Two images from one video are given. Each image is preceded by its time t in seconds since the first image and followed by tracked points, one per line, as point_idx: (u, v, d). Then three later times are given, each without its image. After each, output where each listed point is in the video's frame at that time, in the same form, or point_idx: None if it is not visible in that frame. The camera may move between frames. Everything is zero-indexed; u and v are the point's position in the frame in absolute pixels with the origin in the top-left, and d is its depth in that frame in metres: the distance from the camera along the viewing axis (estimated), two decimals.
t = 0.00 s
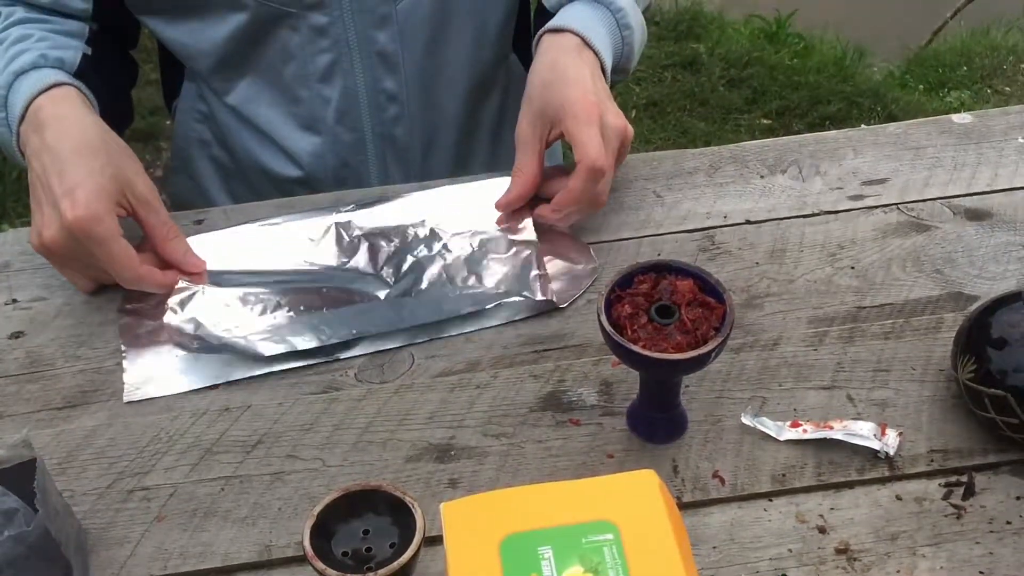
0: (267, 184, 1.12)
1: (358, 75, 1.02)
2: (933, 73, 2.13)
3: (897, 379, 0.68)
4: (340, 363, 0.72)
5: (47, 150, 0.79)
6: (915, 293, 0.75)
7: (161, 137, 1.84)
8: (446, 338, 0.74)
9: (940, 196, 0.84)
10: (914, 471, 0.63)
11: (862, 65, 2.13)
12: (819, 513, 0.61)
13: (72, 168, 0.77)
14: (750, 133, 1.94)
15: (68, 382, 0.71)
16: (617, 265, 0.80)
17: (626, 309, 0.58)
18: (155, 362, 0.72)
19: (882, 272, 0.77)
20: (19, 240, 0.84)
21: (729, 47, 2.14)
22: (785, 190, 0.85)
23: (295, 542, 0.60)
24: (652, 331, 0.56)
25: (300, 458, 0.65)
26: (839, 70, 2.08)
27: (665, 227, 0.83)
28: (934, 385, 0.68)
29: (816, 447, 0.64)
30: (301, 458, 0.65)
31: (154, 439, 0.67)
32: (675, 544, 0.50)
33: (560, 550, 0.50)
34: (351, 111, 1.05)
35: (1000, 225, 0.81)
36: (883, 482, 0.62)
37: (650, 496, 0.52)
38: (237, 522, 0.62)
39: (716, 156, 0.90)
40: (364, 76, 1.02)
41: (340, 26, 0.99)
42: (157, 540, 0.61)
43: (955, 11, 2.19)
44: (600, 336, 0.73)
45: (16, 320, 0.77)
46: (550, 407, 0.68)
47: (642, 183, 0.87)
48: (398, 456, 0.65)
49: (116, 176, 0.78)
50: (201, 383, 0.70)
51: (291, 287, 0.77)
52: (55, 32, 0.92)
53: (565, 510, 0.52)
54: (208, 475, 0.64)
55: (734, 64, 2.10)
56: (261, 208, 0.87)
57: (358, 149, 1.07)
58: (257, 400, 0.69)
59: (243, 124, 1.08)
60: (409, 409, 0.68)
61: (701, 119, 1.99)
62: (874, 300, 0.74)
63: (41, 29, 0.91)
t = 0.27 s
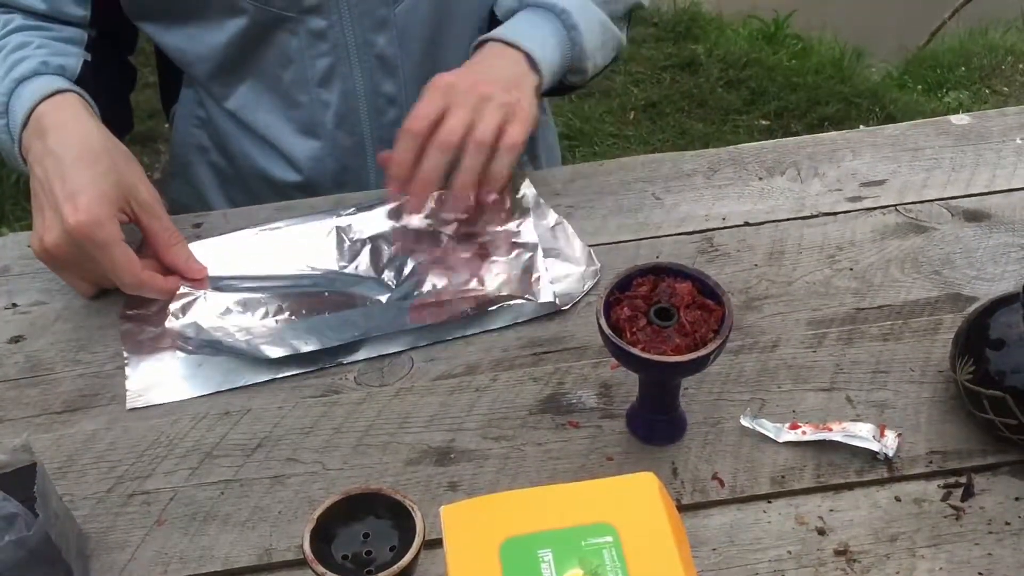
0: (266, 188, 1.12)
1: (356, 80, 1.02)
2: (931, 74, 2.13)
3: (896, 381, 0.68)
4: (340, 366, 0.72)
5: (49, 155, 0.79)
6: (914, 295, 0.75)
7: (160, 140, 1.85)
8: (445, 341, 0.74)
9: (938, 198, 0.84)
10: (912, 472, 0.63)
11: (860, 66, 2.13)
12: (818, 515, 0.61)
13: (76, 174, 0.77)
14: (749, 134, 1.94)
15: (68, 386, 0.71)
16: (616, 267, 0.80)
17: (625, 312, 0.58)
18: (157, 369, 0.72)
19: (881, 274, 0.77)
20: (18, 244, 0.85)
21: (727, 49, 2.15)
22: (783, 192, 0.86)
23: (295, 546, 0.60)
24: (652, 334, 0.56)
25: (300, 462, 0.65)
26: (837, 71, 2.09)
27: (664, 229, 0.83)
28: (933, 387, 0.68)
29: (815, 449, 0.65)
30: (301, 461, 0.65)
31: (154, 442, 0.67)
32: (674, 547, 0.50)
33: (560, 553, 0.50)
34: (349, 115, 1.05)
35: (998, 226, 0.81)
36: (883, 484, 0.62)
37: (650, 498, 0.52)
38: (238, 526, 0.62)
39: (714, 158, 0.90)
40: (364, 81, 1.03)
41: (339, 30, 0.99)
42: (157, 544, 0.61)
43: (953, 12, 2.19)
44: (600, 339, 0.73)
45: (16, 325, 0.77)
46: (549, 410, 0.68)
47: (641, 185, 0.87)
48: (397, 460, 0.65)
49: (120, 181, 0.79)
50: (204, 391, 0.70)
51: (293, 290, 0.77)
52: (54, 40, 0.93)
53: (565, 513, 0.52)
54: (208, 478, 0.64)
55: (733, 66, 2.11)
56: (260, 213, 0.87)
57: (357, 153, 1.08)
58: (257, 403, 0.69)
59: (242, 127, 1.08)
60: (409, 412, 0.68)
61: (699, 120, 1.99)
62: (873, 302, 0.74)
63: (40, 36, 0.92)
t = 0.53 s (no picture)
0: (264, 190, 1.12)
1: (353, 84, 1.03)
2: (929, 75, 2.13)
3: (893, 381, 0.68)
4: (337, 368, 0.72)
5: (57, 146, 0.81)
6: (910, 295, 0.75)
7: (158, 142, 1.85)
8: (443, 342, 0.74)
9: (934, 199, 0.84)
10: (909, 472, 0.63)
11: (858, 67, 2.13)
12: (815, 515, 0.61)
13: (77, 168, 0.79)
14: (747, 135, 1.95)
15: (66, 388, 0.71)
16: (613, 268, 0.80)
17: (622, 313, 0.58)
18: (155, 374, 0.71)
19: (877, 274, 0.77)
20: (16, 247, 0.85)
21: (725, 50, 2.15)
22: (779, 193, 0.86)
23: (292, 547, 0.60)
24: (648, 335, 0.57)
25: (296, 463, 0.65)
26: (835, 72, 2.09)
27: (661, 230, 0.83)
28: (929, 387, 0.68)
29: (812, 449, 0.65)
30: (298, 463, 0.65)
31: (151, 444, 0.67)
32: (671, 547, 0.50)
33: (557, 554, 0.50)
34: (346, 118, 1.05)
35: (994, 227, 0.81)
36: (879, 484, 0.62)
37: (646, 498, 0.52)
38: (235, 527, 0.62)
39: (711, 159, 0.90)
40: (360, 84, 1.03)
41: (335, 33, 0.99)
42: (154, 545, 0.61)
43: (951, 13, 2.19)
44: (597, 340, 0.73)
45: (13, 327, 0.77)
46: (546, 411, 0.68)
47: (637, 187, 0.88)
48: (394, 461, 0.65)
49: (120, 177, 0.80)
50: (203, 396, 0.70)
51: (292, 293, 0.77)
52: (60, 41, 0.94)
53: (561, 514, 0.52)
54: (205, 480, 0.64)
55: (730, 67, 2.11)
56: (257, 215, 0.87)
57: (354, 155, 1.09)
58: (254, 405, 0.69)
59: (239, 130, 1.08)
60: (406, 413, 0.68)
61: (697, 121, 1.99)
62: (870, 302, 0.75)
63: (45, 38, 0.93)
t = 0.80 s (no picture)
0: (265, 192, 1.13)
1: (352, 86, 1.03)
2: (928, 76, 2.14)
3: (891, 382, 0.69)
4: (336, 369, 0.72)
5: (173, 137, 0.90)
6: (909, 296, 0.75)
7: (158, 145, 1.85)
8: (442, 343, 0.74)
9: (933, 200, 0.84)
10: (907, 473, 0.63)
11: (857, 68, 2.13)
12: (814, 516, 0.61)
13: (197, 150, 0.89)
14: (746, 137, 1.95)
15: (65, 389, 0.71)
16: (612, 269, 0.80)
17: (621, 314, 0.58)
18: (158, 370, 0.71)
19: (876, 275, 0.77)
20: (15, 248, 0.85)
21: (724, 52, 2.15)
22: (778, 194, 0.86)
23: (291, 548, 0.60)
24: (647, 335, 0.57)
25: (296, 464, 0.65)
26: (834, 74, 2.09)
27: (659, 231, 0.83)
28: (928, 388, 0.68)
29: (810, 450, 0.65)
30: (297, 464, 0.65)
31: (150, 445, 0.67)
32: (670, 547, 0.50)
33: (556, 555, 0.50)
34: (346, 120, 1.06)
35: (992, 228, 0.81)
36: (878, 485, 0.62)
37: (645, 499, 0.52)
38: (234, 528, 0.62)
39: (709, 161, 0.90)
40: (359, 87, 1.04)
41: (334, 36, 0.99)
42: (153, 546, 0.61)
43: (949, 15, 2.19)
44: (596, 341, 0.73)
45: (12, 328, 0.77)
46: (545, 412, 0.68)
47: (636, 188, 0.88)
48: (393, 462, 0.65)
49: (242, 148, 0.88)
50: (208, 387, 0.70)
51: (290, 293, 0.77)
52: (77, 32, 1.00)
53: (560, 515, 0.52)
54: (204, 481, 0.64)
55: (729, 69, 2.11)
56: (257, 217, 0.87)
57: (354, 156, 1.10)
58: (253, 406, 0.69)
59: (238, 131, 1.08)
60: (405, 415, 0.68)
61: (696, 122, 1.99)
62: (868, 303, 0.75)
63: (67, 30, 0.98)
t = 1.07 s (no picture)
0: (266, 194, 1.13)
1: (352, 88, 1.03)
2: (927, 78, 2.13)
3: (889, 385, 0.68)
4: (335, 372, 0.72)
5: (156, 161, 0.91)
6: (907, 299, 0.75)
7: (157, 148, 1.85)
8: (441, 345, 0.74)
9: (931, 203, 0.84)
10: (906, 477, 0.63)
11: (856, 70, 2.13)
12: (812, 519, 0.61)
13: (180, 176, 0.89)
14: (745, 139, 1.95)
15: (63, 393, 0.71)
16: (610, 272, 0.80)
17: (618, 318, 0.58)
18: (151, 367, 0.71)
19: (874, 278, 0.77)
20: (13, 251, 0.85)
21: (723, 54, 2.15)
22: (776, 197, 0.86)
23: (289, 552, 0.60)
24: (645, 339, 0.57)
25: (294, 468, 0.65)
26: (833, 76, 2.09)
27: (658, 234, 0.83)
28: (926, 392, 0.68)
29: (808, 453, 0.65)
30: (295, 468, 0.65)
31: (148, 449, 0.67)
32: (667, 552, 0.50)
33: (554, 559, 0.50)
34: (345, 121, 1.06)
35: (991, 231, 0.81)
36: (876, 488, 0.62)
37: (643, 503, 0.52)
38: (231, 532, 0.62)
39: (708, 163, 0.90)
40: (359, 89, 1.04)
41: (334, 38, 0.99)
42: (150, 551, 0.61)
43: (949, 17, 2.19)
44: (594, 345, 0.73)
45: (10, 332, 0.77)
46: (543, 415, 0.68)
47: (635, 191, 0.88)
48: (391, 466, 0.65)
49: (226, 174, 0.89)
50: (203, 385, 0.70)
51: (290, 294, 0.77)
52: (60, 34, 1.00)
53: (557, 519, 0.52)
54: (202, 485, 0.64)
55: (729, 71, 2.11)
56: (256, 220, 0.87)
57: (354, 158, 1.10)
58: (251, 410, 0.69)
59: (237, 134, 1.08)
60: (403, 418, 0.68)
61: (696, 124, 1.99)
62: (867, 306, 0.75)
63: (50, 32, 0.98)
